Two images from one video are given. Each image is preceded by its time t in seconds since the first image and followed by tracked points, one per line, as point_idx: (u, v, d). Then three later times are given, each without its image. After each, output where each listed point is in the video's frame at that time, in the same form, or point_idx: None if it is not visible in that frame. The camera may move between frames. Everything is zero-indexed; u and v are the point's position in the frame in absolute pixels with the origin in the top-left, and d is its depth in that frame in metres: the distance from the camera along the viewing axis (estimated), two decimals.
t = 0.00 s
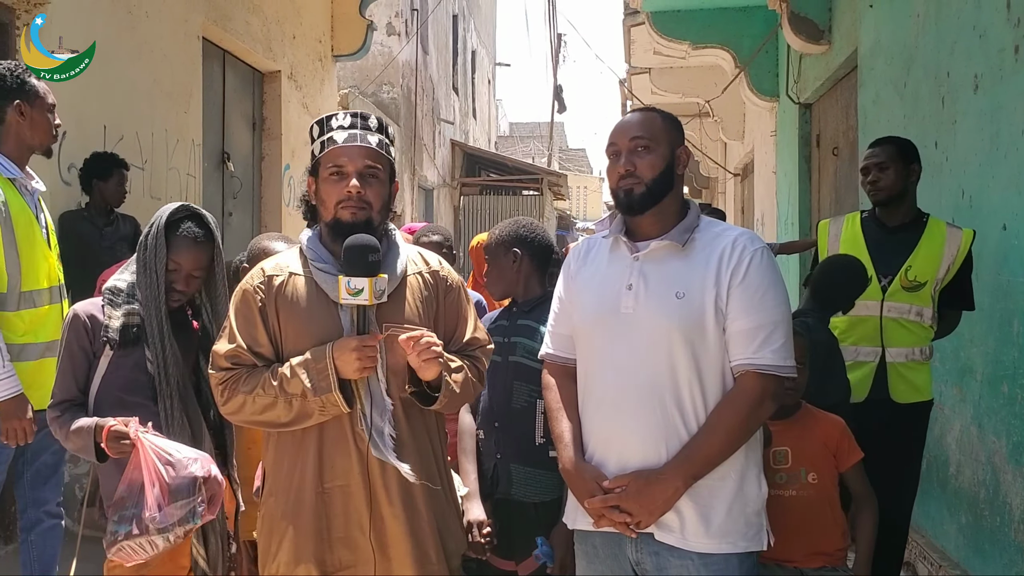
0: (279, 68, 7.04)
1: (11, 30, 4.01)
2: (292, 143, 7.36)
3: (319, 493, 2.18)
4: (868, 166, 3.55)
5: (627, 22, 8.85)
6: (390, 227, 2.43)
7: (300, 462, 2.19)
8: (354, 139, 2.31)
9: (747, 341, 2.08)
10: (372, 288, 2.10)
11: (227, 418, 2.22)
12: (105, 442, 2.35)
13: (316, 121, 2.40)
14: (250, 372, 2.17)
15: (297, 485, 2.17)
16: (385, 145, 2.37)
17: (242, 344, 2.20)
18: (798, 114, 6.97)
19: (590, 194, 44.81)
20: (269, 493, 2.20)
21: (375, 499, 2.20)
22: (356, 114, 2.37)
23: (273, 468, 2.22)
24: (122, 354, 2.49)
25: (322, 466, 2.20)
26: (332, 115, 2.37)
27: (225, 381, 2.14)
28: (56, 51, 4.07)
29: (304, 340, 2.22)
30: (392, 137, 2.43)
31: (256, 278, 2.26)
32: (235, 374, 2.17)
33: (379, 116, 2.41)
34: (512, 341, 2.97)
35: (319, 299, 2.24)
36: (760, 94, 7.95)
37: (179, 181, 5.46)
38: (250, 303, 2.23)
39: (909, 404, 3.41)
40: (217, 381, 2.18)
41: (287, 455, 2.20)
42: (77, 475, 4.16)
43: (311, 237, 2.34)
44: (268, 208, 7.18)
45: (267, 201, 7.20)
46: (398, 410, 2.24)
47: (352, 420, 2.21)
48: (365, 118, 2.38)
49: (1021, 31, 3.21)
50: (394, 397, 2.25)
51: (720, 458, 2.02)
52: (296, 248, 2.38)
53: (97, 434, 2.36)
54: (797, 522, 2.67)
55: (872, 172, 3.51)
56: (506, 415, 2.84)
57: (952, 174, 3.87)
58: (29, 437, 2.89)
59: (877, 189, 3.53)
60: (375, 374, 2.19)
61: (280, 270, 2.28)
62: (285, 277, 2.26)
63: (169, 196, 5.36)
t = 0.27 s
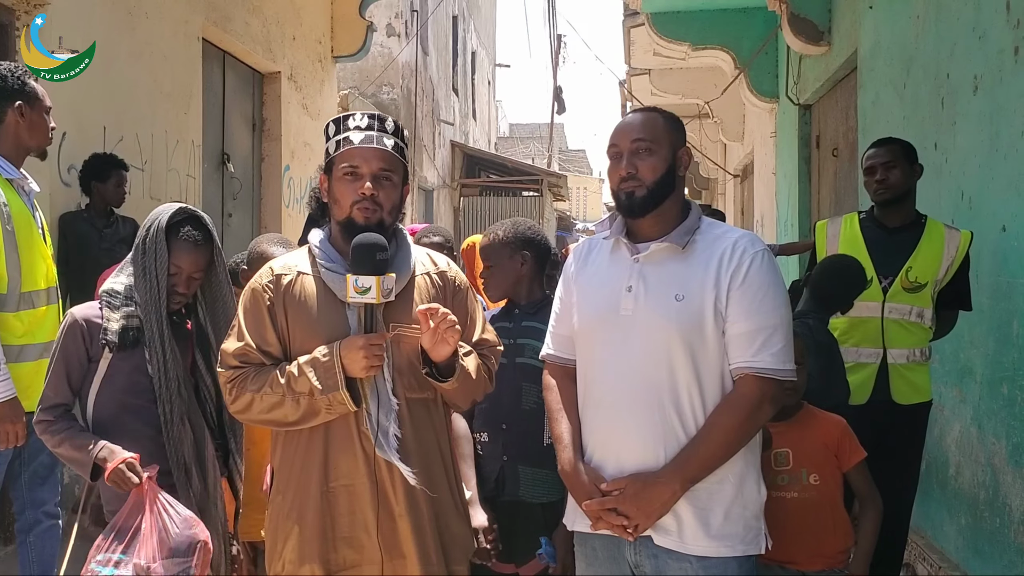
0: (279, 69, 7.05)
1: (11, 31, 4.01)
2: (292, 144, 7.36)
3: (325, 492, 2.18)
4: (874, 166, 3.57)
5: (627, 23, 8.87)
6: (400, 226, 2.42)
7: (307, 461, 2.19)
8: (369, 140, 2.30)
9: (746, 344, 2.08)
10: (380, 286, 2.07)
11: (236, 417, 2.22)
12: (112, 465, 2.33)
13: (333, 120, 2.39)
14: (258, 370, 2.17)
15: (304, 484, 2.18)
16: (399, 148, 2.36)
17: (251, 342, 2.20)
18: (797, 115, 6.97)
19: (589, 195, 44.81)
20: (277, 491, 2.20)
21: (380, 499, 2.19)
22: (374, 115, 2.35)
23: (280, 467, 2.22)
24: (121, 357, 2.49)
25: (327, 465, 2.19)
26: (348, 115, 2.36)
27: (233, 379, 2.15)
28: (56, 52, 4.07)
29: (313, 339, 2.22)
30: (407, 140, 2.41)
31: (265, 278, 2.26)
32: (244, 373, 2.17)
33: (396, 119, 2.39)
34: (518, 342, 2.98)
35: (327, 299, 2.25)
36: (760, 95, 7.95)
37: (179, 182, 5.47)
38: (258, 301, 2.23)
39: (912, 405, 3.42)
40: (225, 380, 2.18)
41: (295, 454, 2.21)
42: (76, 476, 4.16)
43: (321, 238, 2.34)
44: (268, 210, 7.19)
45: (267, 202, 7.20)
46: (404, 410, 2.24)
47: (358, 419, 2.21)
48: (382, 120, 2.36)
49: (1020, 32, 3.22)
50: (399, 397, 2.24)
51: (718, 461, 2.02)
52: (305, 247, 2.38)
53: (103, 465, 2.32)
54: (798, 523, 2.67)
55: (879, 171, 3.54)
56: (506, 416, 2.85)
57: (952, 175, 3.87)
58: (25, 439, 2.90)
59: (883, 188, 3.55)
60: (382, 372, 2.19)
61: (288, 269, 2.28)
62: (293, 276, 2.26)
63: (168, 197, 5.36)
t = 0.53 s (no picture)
0: (280, 69, 7.05)
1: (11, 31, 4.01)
2: (292, 144, 7.36)
3: (335, 489, 2.18)
4: (870, 166, 3.54)
5: (628, 24, 8.86)
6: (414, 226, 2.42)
7: (317, 458, 2.20)
8: (388, 140, 2.31)
9: (748, 345, 2.08)
10: (390, 285, 2.09)
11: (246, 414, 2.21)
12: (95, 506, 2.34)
13: (351, 118, 2.40)
14: (269, 368, 2.17)
15: (314, 481, 2.18)
16: (416, 150, 2.37)
17: (263, 339, 2.20)
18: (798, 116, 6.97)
19: (590, 196, 44.81)
20: (288, 488, 2.21)
21: (391, 496, 2.19)
22: (393, 116, 2.35)
23: (291, 464, 2.23)
24: (117, 357, 2.48)
25: (338, 462, 2.20)
26: (368, 114, 2.36)
27: (245, 376, 2.14)
28: (56, 52, 4.07)
29: (323, 338, 2.23)
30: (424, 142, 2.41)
31: (277, 275, 2.27)
32: (255, 370, 2.17)
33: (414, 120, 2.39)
34: (527, 344, 2.99)
35: (339, 297, 2.25)
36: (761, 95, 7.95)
37: (180, 182, 5.47)
38: (270, 298, 2.23)
39: (909, 407, 3.43)
40: (237, 376, 2.17)
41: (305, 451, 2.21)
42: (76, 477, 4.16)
43: (336, 239, 2.34)
44: (269, 210, 7.18)
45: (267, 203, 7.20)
46: (413, 409, 2.24)
47: (367, 417, 2.22)
48: (401, 120, 2.36)
49: (1022, 33, 3.22)
50: (408, 395, 2.25)
51: (719, 463, 2.02)
52: (318, 246, 2.39)
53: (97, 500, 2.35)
54: (801, 524, 2.67)
55: (876, 171, 3.51)
56: (507, 416, 2.84)
57: (953, 177, 3.87)
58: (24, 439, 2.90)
59: (879, 188, 3.51)
60: (393, 371, 2.18)
61: (301, 266, 2.29)
62: (305, 274, 2.27)
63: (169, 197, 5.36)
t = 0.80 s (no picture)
0: (281, 69, 7.05)
1: (12, 31, 4.01)
2: (294, 144, 7.36)
3: (347, 488, 2.18)
4: (863, 166, 3.53)
5: (629, 25, 8.87)
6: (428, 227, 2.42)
7: (328, 457, 2.20)
8: (408, 138, 2.33)
9: (749, 345, 2.08)
10: (404, 285, 2.09)
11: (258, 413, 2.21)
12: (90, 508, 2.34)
13: (371, 116, 2.42)
14: (281, 366, 2.17)
15: (326, 480, 2.18)
16: (434, 149, 2.39)
17: (275, 338, 2.21)
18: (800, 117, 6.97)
19: (591, 197, 44.80)
20: (300, 487, 2.21)
21: (402, 496, 2.19)
22: (413, 115, 2.39)
23: (304, 462, 2.23)
24: (115, 358, 2.48)
25: (349, 460, 2.20)
26: (388, 113, 2.39)
27: (256, 374, 2.15)
28: (56, 52, 4.06)
29: (333, 336, 2.22)
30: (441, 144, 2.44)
31: (289, 274, 2.27)
32: (267, 367, 2.17)
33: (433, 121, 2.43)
34: (531, 346, 3.05)
35: (351, 296, 2.25)
36: (762, 96, 7.96)
37: (181, 182, 5.47)
38: (282, 297, 2.23)
39: (904, 408, 3.42)
40: (249, 374, 2.18)
41: (317, 450, 2.21)
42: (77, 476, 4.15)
43: (347, 236, 2.34)
44: (270, 210, 7.19)
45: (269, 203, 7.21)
46: (425, 408, 2.24)
47: (379, 417, 2.21)
48: (421, 120, 2.40)
49: None
50: (420, 395, 2.24)
51: (721, 464, 2.02)
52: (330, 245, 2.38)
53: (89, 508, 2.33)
54: (803, 526, 2.66)
55: (869, 171, 3.50)
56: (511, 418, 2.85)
57: (955, 178, 3.87)
58: (25, 439, 2.89)
59: (872, 188, 3.51)
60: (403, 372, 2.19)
61: (313, 265, 2.29)
62: (317, 273, 2.27)
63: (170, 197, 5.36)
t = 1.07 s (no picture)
0: (281, 69, 7.05)
1: (12, 30, 4.03)
2: (293, 144, 7.36)
3: (355, 487, 2.18)
4: (852, 166, 3.52)
5: (629, 25, 8.87)
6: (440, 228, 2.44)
7: (337, 456, 2.19)
8: (423, 139, 2.33)
9: (749, 344, 2.08)
10: (419, 284, 2.10)
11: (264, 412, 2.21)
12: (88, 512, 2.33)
13: (386, 115, 2.42)
14: (290, 363, 2.17)
15: (334, 479, 2.18)
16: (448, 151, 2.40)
17: (284, 335, 2.20)
18: (800, 118, 6.97)
19: (590, 197, 44.81)
20: (308, 486, 2.20)
21: (410, 495, 2.19)
22: (429, 116, 2.39)
23: (311, 462, 2.22)
24: (117, 359, 2.47)
25: (358, 460, 2.20)
26: (403, 113, 2.38)
27: (265, 371, 2.14)
28: (56, 51, 4.06)
29: (343, 335, 2.22)
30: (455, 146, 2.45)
31: (299, 271, 2.27)
32: (275, 366, 2.16)
33: (448, 124, 2.44)
34: (530, 345, 3.06)
35: (362, 294, 2.25)
36: (762, 97, 7.96)
37: (181, 182, 5.47)
38: (292, 294, 2.23)
39: (898, 408, 3.41)
40: (256, 372, 2.17)
41: (325, 449, 2.21)
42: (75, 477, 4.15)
43: (356, 234, 2.33)
44: (269, 210, 7.18)
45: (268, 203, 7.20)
46: (435, 408, 2.25)
47: (389, 416, 2.21)
48: (436, 122, 2.41)
49: None
50: (430, 395, 2.25)
51: (722, 463, 2.02)
52: (337, 243, 2.38)
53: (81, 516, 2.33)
54: (802, 528, 2.66)
55: (858, 172, 3.50)
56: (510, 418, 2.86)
57: (954, 179, 3.87)
58: (20, 439, 2.88)
59: (860, 188, 3.51)
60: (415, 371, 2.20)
61: (323, 263, 2.29)
62: (327, 271, 2.27)
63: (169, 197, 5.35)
